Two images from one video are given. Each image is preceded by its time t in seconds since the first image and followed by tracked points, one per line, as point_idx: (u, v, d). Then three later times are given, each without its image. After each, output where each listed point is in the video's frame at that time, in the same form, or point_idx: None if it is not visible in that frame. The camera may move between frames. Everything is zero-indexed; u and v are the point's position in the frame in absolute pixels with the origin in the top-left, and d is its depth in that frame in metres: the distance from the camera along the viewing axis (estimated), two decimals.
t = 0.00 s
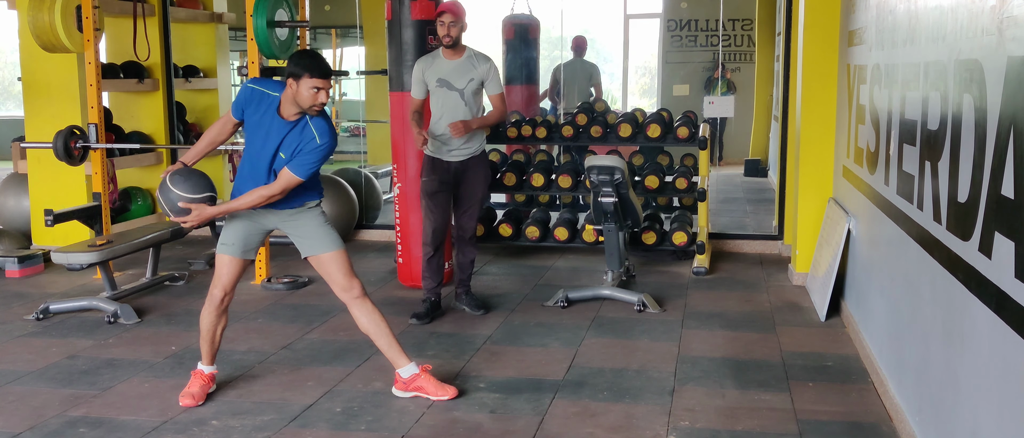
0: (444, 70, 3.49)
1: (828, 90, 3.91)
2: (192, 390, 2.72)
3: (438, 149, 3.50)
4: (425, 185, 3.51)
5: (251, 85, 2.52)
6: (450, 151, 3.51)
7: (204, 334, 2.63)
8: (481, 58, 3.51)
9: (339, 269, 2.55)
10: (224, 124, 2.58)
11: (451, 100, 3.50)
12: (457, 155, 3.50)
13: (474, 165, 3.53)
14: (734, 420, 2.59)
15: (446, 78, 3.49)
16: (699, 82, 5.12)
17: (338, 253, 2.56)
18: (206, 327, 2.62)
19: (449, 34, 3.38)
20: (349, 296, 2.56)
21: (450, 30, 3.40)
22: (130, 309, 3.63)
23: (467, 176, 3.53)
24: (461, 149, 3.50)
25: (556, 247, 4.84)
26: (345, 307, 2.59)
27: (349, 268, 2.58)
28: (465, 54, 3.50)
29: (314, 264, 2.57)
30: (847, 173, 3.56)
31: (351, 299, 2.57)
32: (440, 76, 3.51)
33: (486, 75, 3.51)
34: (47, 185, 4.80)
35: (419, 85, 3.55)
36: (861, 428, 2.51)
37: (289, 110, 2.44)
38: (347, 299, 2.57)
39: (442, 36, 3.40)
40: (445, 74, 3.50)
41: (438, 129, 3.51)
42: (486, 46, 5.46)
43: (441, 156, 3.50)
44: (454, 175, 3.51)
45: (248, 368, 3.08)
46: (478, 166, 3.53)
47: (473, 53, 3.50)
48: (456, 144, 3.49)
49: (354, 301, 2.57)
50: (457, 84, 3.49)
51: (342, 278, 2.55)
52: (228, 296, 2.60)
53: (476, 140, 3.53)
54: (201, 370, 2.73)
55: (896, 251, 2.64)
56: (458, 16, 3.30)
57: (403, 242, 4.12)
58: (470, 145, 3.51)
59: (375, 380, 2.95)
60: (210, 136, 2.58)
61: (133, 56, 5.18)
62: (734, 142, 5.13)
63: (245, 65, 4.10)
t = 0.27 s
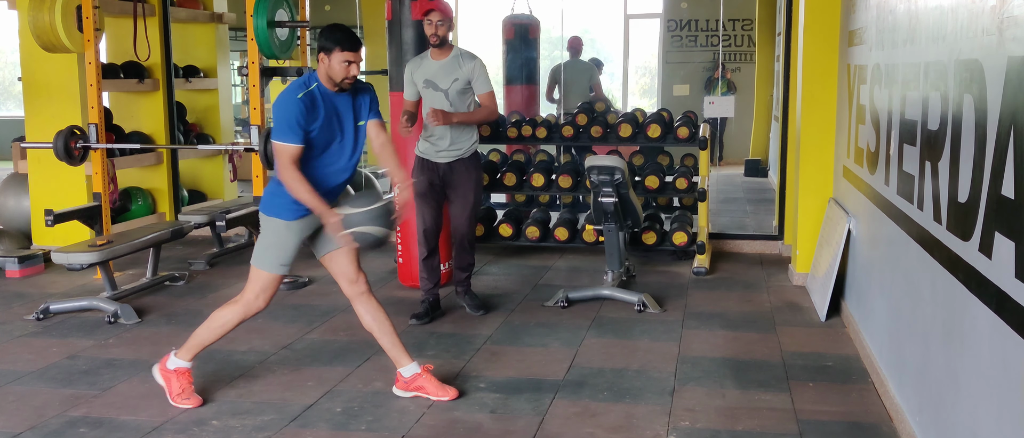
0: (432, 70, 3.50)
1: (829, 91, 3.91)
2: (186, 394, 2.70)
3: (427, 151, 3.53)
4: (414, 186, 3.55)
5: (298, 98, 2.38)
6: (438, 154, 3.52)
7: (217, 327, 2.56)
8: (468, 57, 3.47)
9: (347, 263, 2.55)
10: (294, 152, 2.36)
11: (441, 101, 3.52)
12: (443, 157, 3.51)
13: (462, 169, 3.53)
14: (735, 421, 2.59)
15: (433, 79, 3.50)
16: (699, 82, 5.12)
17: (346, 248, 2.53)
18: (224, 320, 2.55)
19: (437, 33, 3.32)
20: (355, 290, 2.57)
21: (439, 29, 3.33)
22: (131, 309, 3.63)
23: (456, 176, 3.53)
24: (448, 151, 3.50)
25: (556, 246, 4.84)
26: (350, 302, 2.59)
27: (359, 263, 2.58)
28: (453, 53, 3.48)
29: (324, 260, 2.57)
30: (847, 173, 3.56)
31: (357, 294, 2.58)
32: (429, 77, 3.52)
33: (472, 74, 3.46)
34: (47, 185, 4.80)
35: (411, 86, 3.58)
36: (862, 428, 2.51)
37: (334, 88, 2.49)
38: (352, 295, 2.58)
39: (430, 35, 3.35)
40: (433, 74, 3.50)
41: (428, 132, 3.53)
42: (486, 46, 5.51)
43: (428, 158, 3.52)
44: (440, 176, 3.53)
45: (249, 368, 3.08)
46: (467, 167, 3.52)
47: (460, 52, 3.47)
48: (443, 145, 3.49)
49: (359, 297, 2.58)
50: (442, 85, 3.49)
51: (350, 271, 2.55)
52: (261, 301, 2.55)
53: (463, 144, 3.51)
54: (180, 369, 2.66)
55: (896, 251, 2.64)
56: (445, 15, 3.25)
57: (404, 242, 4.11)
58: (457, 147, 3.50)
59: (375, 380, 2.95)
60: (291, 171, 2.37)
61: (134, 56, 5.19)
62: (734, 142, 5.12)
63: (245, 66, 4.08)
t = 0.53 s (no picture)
0: (432, 70, 3.47)
1: (829, 90, 3.91)
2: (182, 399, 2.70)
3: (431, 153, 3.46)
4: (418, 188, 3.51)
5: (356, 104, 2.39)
6: (444, 152, 3.44)
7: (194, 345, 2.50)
8: (467, 55, 3.43)
9: (348, 268, 2.59)
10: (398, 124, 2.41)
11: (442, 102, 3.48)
12: (448, 155, 3.43)
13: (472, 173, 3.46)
14: (735, 420, 2.59)
15: (433, 79, 3.47)
16: (700, 82, 5.11)
17: (347, 250, 2.59)
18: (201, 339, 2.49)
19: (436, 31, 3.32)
20: (356, 291, 2.58)
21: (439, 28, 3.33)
22: (131, 309, 3.63)
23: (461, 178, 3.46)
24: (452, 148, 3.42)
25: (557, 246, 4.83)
26: (349, 303, 2.59)
27: (358, 266, 2.62)
28: (453, 51, 3.45)
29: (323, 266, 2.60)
30: (848, 173, 3.56)
31: (357, 295, 2.58)
32: (429, 77, 3.50)
33: (471, 72, 3.41)
34: (48, 185, 4.80)
35: (413, 86, 3.57)
36: (862, 428, 2.51)
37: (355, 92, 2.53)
38: (352, 296, 2.58)
39: (431, 34, 3.36)
40: (434, 74, 3.47)
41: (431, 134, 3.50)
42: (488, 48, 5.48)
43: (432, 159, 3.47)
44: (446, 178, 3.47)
45: (249, 368, 3.08)
46: (471, 165, 3.44)
47: (460, 51, 3.43)
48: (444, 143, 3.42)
49: (359, 298, 2.58)
50: (441, 84, 3.46)
51: (351, 275, 2.59)
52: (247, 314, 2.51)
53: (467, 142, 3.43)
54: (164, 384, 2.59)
55: (897, 251, 2.64)
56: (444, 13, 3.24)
57: (404, 242, 4.12)
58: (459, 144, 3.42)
59: (375, 380, 2.95)
60: (409, 130, 2.41)
61: (134, 56, 5.19)
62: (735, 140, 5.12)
63: (246, 66, 4.06)
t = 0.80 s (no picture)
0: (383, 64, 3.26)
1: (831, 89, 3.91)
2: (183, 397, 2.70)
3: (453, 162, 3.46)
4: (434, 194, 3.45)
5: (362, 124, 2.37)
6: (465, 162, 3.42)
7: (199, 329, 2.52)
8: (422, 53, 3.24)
9: (362, 261, 2.59)
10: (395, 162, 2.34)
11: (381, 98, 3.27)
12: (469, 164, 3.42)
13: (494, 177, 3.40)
14: (735, 420, 2.59)
15: (457, 86, 3.47)
16: (700, 83, 5.07)
17: (363, 245, 2.59)
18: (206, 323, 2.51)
19: (464, 43, 3.34)
20: (367, 286, 2.58)
21: (465, 40, 3.34)
22: (132, 309, 3.63)
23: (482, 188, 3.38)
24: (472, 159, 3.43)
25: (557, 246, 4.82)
26: (360, 298, 2.60)
27: (371, 260, 2.61)
28: (479, 61, 3.44)
29: (338, 257, 2.60)
30: (848, 173, 3.55)
31: (368, 290, 2.59)
32: (453, 85, 3.49)
33: (496, 82, 3.40)
34: (49, 184, 4.80)
35: (439, 94, 3.58)
36: (863, 428, 2.51)
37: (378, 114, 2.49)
38: (363, 290, 2.58)
39: (461, 45, 3.37)
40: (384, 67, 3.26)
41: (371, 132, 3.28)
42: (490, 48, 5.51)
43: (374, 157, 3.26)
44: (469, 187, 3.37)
45: (250, 368, 3.08)
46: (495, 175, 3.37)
47: (486, 60, 3.42)
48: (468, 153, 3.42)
49: (369, 293, 2.59)
50: (466, 93, 3.46)
51: (364, 270, 2.58)
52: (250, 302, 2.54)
53: (491, 151, 3.42)
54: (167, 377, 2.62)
55: (898, 252, 2.63)
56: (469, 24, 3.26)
57: (405, 242, 4.12)
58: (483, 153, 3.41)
59: (376, 379, 2.95)
60: (401, 177, 2.34)
61: (135, 56, 5.20)
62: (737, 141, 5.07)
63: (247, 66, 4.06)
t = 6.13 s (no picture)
0: (242, 69, 3.05)
1: (841, 87, 3.90)
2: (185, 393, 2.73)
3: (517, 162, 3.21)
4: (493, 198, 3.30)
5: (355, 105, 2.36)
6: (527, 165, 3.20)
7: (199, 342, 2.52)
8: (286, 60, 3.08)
9: (353, 267, 2.60)
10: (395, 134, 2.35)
11: (241, 109, 3.06)
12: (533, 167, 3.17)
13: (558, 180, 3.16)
14: (745, 419, 2.58)
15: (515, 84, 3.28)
16: (710, 79, 5.12)
17: (352, 251, 2.61)
18: (205, 336, 2.51)
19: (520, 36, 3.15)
20: (361, 291, 2.58)
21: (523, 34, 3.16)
22: (142, 306, 3.65)
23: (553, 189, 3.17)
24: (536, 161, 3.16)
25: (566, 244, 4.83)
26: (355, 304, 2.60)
27: (362, 266, 2.63)
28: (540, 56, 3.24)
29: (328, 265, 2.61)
30: (859, 171, 3.54)
31: (362, 295, 2.59)
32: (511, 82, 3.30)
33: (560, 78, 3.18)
34: (60, 182, 4.82)
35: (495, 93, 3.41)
36: (873, 426, 2.50)
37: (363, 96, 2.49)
38: (358, 296, 2.58)
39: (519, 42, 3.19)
40: (246, 72, 3.05)
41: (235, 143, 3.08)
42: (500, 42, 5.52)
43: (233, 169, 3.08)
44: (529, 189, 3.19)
45: (260, 365, 3.09)
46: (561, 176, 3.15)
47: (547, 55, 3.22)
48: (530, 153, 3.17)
49: (365, 298, 2.59)
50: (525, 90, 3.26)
51: (355, 276, 2.59)
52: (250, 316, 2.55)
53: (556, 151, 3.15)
54: (162, 376, 2.60)
55: (909, 251, 2.62)
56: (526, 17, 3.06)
57: (414, 239, 4.12)
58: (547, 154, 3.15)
59: (386, 377, 2.96)
60: (405, 144, 2.36)
61: (146, 54, 5.21)
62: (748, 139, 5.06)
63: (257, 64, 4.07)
